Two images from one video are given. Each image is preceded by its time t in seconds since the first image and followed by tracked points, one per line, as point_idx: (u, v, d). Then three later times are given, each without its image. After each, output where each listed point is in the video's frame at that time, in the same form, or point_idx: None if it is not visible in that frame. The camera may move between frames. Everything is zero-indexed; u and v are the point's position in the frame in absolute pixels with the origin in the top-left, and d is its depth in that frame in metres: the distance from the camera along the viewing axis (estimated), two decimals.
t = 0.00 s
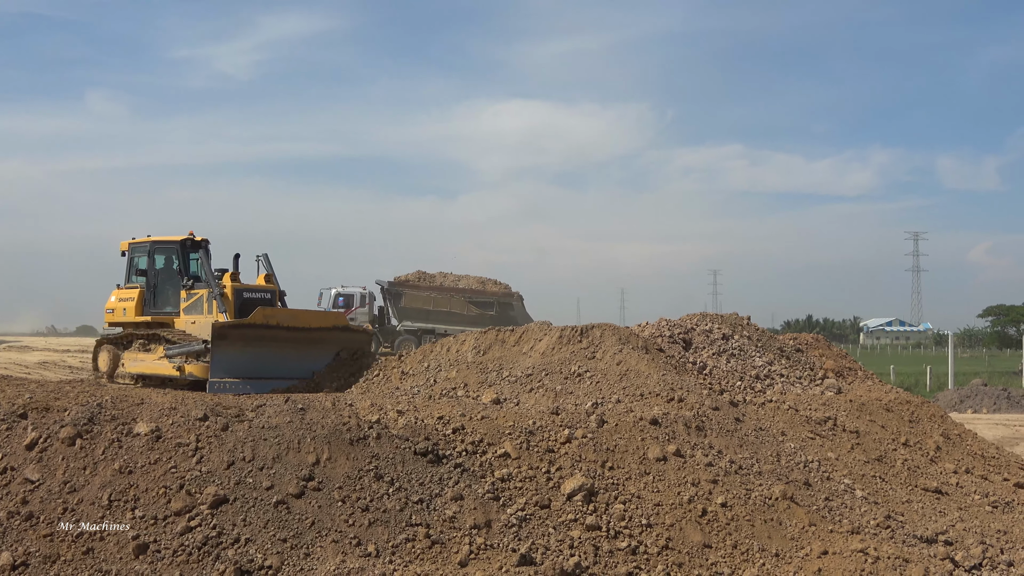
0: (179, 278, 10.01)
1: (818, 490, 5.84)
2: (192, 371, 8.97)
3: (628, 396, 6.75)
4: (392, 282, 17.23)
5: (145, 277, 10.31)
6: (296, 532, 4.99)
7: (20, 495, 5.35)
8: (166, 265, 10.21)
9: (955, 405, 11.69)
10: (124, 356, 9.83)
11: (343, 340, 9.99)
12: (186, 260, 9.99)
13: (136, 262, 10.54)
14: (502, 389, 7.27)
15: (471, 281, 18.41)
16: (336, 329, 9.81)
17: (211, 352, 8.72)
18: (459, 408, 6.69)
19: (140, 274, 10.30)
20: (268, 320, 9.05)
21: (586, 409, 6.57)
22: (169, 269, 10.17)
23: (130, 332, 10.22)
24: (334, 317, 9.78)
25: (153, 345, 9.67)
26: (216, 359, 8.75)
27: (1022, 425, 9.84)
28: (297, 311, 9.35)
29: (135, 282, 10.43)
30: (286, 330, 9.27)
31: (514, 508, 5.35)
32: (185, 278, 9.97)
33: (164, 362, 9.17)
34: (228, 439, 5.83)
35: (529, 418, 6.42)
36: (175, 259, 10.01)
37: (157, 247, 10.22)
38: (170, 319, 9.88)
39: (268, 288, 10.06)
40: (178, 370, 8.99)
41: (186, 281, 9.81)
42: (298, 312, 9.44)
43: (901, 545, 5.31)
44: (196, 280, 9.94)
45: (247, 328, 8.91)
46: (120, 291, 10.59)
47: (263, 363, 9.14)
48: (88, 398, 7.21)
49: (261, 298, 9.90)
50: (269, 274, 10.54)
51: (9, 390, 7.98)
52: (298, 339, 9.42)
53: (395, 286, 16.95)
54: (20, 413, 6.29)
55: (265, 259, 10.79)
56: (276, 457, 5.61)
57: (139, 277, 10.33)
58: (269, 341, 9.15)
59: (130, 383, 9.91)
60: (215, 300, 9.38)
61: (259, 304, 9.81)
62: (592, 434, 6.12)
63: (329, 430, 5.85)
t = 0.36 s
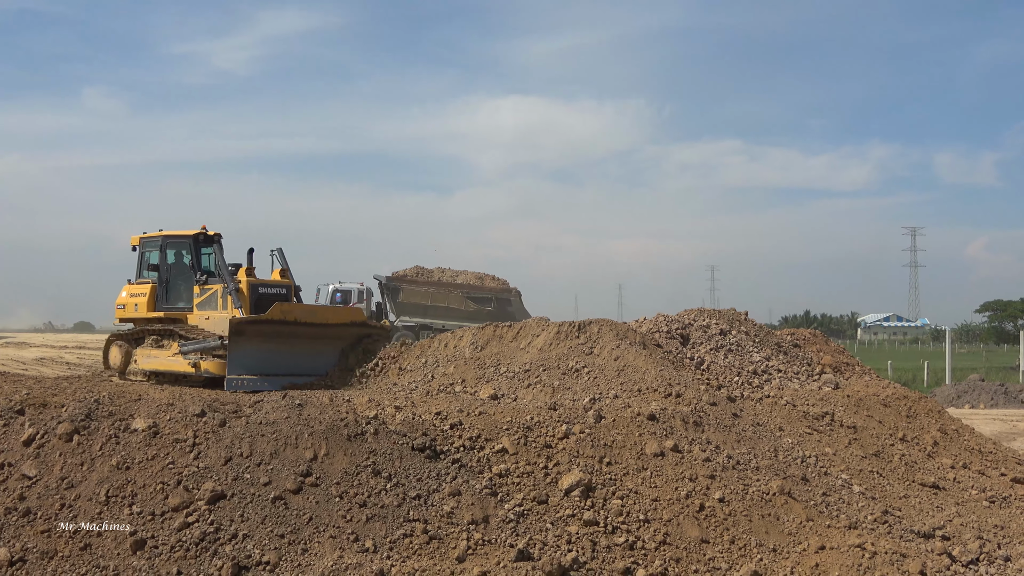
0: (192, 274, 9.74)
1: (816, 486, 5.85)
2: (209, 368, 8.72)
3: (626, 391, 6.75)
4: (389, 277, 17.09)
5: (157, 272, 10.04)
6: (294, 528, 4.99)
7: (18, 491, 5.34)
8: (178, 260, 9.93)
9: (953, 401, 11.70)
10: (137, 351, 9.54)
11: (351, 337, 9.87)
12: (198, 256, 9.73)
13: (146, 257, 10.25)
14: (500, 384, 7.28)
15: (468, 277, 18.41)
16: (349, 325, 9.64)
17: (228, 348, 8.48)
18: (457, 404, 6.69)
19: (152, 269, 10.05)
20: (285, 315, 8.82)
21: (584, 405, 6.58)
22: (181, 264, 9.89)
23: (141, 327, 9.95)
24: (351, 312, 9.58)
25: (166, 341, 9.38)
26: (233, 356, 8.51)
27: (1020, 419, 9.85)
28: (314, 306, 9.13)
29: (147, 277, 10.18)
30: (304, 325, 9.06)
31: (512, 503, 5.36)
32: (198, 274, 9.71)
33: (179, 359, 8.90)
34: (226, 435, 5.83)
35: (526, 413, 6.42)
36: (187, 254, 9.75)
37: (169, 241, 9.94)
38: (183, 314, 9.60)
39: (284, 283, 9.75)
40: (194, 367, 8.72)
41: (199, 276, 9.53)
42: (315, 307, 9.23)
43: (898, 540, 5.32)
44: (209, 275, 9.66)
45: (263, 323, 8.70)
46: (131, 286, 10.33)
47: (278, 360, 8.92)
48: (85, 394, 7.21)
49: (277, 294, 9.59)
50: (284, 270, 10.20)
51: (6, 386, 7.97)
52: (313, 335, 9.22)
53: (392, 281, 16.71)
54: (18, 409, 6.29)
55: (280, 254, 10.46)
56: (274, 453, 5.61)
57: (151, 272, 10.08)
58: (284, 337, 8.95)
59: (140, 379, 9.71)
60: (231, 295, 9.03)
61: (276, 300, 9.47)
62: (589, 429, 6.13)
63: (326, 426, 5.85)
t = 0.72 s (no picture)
0: (204, 266, 9.60)
1: (813, 478, 5.86)
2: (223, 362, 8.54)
3: (623, 384, 6.76)
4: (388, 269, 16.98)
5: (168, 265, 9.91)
6: (291, 522, 4.99)
7: (15, 484, 5.34)
8: (189, 253, 9.79)
9: (949, 393, 11.73)
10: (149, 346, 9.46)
11: (364, 331, 9.71)
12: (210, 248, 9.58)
13: (157, 250, 10.13)
14: (498, 378, 7.29)
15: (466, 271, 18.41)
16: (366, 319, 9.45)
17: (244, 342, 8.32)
18: (454, 397, 6.69)
19: (164, 262, 9.92)
20: (301, 310, 8.65)
21: (581, 398, 6.58)
22: (193, 256, 9.75)
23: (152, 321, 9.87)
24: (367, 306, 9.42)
25: (178, 335, 9.28)
26: (249, 349, 8.34)
27: (1016, 412, 9.87)
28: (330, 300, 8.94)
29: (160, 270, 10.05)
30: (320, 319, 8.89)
31: (509, 496, 5.36)
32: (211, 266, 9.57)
33: (192, 354, 8.76)
34: (223, 428, 5.83)
35: (524, 406, 6.43)
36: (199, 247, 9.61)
37: (180, 233, 9.80)
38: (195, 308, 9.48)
39: (297, 276, 9.65)
40: (207, 361, 8.56)
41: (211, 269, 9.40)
42: (330, 301, 9.06)
43: (895, 532, 5.33)
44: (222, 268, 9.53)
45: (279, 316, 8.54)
46: (141, 280, 10.23)
47: (296, 355, 8.71)
48: (82, 388, 7.21)
49: (290, 287, 9.49)
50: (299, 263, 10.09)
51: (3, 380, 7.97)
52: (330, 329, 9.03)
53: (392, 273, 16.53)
54: (15, 403, 6.28)
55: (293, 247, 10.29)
56: (271, 446, 5.61)
57: (162, 265, 9.96)
58: (301, 332, 8.78)
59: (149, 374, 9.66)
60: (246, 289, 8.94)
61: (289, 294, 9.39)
62: (587, 422, 6.13)
63: (324, 420, 5.85)
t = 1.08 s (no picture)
0: (217, 258, 9.56)
1: (810, 470, 5.86)
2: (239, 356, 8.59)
3: (621, 376, 6.78)
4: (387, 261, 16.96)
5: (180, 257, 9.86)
6: (289, 514, 5.00)
7: (13, 477, 5.34)
8: (201, 245, 9.74)
9: (947, 386, 11.76)
10: (161, 339, 9.47)
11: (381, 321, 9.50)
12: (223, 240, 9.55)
13: (167, 241, 10.06)
14: (496, 371, 7.30)
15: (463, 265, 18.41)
16: (385, 312, 9.24)
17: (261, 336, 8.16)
18: (451, 390, 6.70)
19: (175, 254, 9.87)
20: (319, 303, 8.43)
21: (578, 391, 6.59)
22: (205, 248, 9.71)
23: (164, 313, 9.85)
24: (386, 299, 9.18)
25: (191, 328, 9.29)
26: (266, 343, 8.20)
27: (1013, 405, 9.88)
28: (349, 293, 8.73)
29: (170, 262, 9.99)
30: (338, 313, 8.69)
31: (507, 489, 5.36)
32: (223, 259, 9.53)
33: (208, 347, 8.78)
34: (221, 422, 5.84)
35: (521, 399, 6.43)
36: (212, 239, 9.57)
37: (192, 225, 9.75)
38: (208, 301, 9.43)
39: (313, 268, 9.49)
40: (223, 355, 8.59)
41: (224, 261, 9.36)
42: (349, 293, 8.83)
43: (892, 525, 5.34)
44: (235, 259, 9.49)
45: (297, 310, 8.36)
46: (152, 272, 10.17)
47: (313, 348, 8.57)
48: (79, 381, 7.20)
49: (306, 279, 9.33)
50: (313, 253, 9.95)
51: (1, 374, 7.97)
52: (348, 323, 8.85)
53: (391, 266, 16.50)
54: (12, 396, 6.28)
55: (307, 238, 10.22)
56: (269, 439, 5.61)
57: (174, 257, 9.90)
58: (319, 325, 8.61)
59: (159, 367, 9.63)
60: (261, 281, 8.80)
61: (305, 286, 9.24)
62: (584, 415, 6.14)
63: (321, 412, 5.85)
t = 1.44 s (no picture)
0: (228, 252, 9.52)
1: (807, 465, 5.87)
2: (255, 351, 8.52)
3: (618, 371, 6.79)
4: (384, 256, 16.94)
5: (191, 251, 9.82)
6: (287, 508, 5.00)
7: (11, 472, 5.34)
8: (212, 239, 9.70)
9: (944, 380, 11.77)
10: (175, 335, 9.44)
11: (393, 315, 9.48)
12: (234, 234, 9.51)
13: (178, 235, 10.03)
14: (493, 365, 7.33)
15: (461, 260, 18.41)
16: (401, 307, 9.24)
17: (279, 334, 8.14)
18: (449, 384, 6.71)
19: (186, 247, 9.83)
20: (336, 298, 8.42)
21: (576, 385, 6.59)
22: (216, 242, 9.67)
23: (176, 308, 9.83)
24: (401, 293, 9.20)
25: (205, 323, 9.26)
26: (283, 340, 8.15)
27: (1010, 399, 9.91)
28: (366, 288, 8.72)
29: (181, 256, 9.98)
30: (355, 308, 8.68)
31: (504, 483, 5.37)
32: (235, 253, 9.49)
33: (223, 343, 8.73)
34: (219, 416, 5.84)
35: (519, 393, 6.44)
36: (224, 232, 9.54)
37: (204, 218, 9.71)
38: (220, 295, 9.40)
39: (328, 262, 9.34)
40: (238, 351, 8.53)
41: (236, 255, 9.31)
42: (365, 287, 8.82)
43: (888, 519, 5.35)
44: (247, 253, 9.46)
45: (314, 305, 8.35)
46: (161, 266, 10.15)
47: (331, 344, 8.52)
48: (76, 375, 7.20)
49: (321, 274, 9.16)
50: (328, 248, 9.88)
51: None
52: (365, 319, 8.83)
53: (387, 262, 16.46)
54: (9, 390, 6.29)
55: (319, 232, 10.19)
56: (266, 433, 5.62)
57: (185, 251, 9.88)
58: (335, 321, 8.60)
59: (170, 363, 9.61)
60: (277, 275, 8.68)
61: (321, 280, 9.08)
62: (582, 410, 6.14)
63: (319, 407, 5.85)
